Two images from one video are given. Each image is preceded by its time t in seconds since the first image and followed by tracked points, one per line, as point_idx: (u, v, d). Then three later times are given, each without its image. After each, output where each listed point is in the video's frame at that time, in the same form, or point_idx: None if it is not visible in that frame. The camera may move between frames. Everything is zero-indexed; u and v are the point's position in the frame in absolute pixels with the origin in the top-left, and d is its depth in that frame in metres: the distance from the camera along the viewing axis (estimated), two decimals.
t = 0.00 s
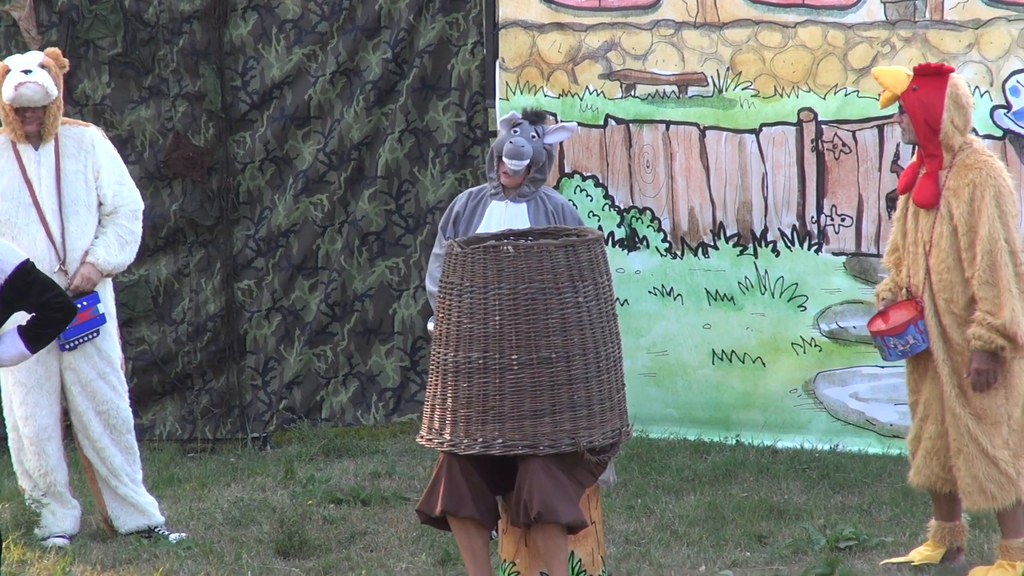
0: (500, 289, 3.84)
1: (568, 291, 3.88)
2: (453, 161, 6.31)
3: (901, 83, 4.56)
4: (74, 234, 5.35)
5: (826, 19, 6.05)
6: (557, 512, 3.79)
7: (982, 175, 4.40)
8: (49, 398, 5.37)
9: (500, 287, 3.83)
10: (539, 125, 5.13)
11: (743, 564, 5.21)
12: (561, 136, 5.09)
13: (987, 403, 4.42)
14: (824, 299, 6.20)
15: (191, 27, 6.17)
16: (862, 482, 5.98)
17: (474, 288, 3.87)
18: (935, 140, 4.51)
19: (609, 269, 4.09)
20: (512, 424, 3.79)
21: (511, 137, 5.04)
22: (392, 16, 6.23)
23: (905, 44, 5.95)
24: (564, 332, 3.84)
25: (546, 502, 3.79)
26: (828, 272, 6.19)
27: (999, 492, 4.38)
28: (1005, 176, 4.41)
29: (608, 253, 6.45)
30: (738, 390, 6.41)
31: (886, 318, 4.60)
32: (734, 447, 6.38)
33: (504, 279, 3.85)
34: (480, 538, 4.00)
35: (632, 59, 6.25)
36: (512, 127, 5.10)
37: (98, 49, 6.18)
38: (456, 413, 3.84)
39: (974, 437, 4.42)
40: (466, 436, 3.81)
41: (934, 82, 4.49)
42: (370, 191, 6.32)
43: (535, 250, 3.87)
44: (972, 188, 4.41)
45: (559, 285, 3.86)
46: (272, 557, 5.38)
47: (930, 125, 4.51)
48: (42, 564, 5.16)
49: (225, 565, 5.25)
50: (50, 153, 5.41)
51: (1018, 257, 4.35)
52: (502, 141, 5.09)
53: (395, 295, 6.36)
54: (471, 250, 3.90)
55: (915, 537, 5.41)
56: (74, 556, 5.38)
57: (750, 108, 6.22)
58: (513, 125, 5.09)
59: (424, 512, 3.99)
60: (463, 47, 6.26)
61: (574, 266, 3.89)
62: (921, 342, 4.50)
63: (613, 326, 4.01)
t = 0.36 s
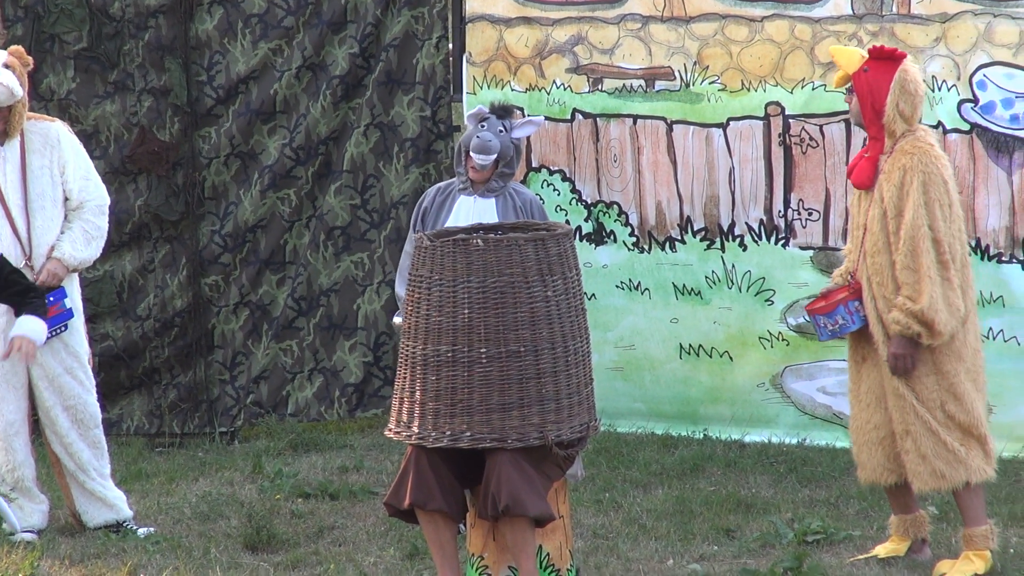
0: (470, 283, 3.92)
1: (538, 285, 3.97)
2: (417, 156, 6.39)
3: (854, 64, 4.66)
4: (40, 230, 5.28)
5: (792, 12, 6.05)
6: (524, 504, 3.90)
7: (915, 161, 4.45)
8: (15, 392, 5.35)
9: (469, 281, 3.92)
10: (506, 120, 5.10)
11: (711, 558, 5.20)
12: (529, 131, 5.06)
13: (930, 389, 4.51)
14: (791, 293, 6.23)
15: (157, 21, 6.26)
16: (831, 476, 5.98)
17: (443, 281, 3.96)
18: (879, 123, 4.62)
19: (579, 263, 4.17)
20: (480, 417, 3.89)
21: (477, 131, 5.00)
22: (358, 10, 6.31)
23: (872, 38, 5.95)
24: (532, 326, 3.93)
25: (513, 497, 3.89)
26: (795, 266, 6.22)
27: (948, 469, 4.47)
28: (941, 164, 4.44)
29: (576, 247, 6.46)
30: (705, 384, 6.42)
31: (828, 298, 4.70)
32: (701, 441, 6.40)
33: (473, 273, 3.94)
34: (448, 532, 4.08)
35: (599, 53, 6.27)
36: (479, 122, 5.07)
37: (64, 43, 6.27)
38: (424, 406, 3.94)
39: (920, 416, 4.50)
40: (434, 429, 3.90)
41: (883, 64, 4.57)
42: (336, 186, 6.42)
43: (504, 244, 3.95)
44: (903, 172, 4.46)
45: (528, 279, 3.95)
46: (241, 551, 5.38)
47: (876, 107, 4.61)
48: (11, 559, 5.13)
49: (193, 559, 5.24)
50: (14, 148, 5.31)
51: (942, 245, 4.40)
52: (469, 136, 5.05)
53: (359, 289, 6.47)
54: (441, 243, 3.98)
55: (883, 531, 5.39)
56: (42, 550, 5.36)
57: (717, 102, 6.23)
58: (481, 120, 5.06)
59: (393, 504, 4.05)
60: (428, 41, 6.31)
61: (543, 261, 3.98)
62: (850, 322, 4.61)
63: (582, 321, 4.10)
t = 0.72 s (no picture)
0: (456, 277, 3.93)
1: (524, 279, 3.97)
2: (398, 151, 6.51)
3: (838, 57, 4.63)
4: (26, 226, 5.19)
5: (778, 7, 6.05)
6: (511, 500, 3.90)
7: (892, 149, 4.51)
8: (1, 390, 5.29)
9: (455, 275, 3.93)
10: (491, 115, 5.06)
11: (698, 553, 5.14)
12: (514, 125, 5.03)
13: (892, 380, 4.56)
14: (778, 288, 6.25)
15: (141, 17, 6.36)
16: (817, 470, 5.98)
17: (430, 276, 3.97)
18: (863, 114, 4.63)
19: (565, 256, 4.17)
20: (466, 412, 3.90)
21: (463, 129, 4.96)
22: (342, 6, 6.42)
23: (858, 32, 5.95)
24: (519, 320, 3.94)
25: (500, 490, 3.90)
26: (781, 261, 6.23)
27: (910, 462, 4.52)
28: (919, 153, 4.49)
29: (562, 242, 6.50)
30: (691, 378, 6.45)
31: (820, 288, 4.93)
32: (688, 436, 6.42)
33: (460, 267, 3.94)
34: (434, 527, 4.08)
35: (585, 47, 6.34)
36: (464, 118, 5.02)
37: (48, 39, 6.33)
38: (411, 400, 3.95)
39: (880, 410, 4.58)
40: (421, 424, 3.92)
41: (869, 56, 4.58)
42: (320, 180, 6.54)
43: (491, 238, 3.96)
44: (880, 159, 4.53)
45: (514, 273, 3.96)
46: (227, 548, 5.34)
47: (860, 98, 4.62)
48: None
49: (179, 556, 5.21)
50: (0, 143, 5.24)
51: (911, 233, 4.47)
52: (455, 134, 5.00)
53: (341, 285, 6.58)
54: (428, 238, 3.99)
55: (870, 525, 5.35)
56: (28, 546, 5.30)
57: (703, 97, 6.25)
58: (465, 116, 5.00)
59: (379, 499, 4.07)
60: (412, 35, 6.42)
61: (530, 255, 3.98)
62: (838, 312, 4.87)
63: (569, 315, 4.11)
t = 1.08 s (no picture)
0: (446, 277, 3.92)
1: (515, 279, 3.96)
2: (387, 148, 6.47)
3: (855, 72, 4.58)
4: (24, 222, 5.23)
5: (770, 4, 6.05)
6: (503, 498, 3.91)
7: (911, 162, 4.45)
8: None
9: (446, 275, 3.92)
10: (476, 113, 5.07)
11: (689, 551, 5.13)
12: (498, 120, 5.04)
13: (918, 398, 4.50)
14: (769, 285, 6.25)
15: (130, 14, 6.38)
16: (808, 468, 5.96)
17: (420, 275, 3.96)
18: (883, 126, 4.58)
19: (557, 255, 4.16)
20: (457, 412, 3.90)
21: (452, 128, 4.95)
22: (332, 3, 6.42)
23: (849, 29, 5.94)
24: (509, 320, 3.93)
25: (493, 490, 3.89)
26: (773, 259, 6.24)
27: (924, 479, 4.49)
28: (941, 164, 4.42)
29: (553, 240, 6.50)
30: (683, 376, 6.45)
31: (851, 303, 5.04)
32: (679, 433, 6.42)
33: (450, 267, 3.93)
34: (426, 527, 4.08)
35: (576, 45, 6.35)
36: (450, 117, 5.01)
37: (37, 36, 6.33)
38: (401, 400, 3.95)
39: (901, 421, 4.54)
40: (412, 423, 3.92)
41: (887, 67, 4.52)
42: (311, 177, 6.54)
43: (481, 237, 3.95)
44: (900, 173, 4.48)
45: (505, 272, 3.94)
46: (218, 546, 5.33)
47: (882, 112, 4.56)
48: None
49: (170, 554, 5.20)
50: None
51: (934, 246, 4.39)
52: (443, 134, 4.99)
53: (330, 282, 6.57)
54: (418, 238, 3.98)
55: (861, 524, 5.33)
56: (18, 545, 5.28)
57: (694, 94, 6.25)
58: (452, 116, 5.00)
59: (370, 499, 4.07)
60: (402, 32, 6.37)
61: (521, 254, 3.97)
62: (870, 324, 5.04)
63: (560, 314, 4.10)
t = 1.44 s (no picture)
0: (440, 276, 3.93)
1: (509, 277, 3.96)
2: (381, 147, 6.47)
3: (881, 79, 4.59)
4: (27, 218, 5.27)
5: (764, 4, 6.06)
6: (498, 499, 3.96)
7: (945, 166, 4.42)
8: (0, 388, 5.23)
9: (439, 274, 3.93)
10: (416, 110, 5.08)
11: (683, 550, 5.13)
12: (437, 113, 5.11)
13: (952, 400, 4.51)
14: (763, 285, 6.26)
15: (126, 14, 6.41)
16: (802, 468, 5.96)
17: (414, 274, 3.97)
18: (915, 131, 4.57)
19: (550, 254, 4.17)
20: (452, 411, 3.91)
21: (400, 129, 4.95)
22: (327, 3, 6.41)
23: (843, 29, 5.96)
24: (503, 319, 3.93)
25: (486, 491, 3.95)
26: (768, 259, 6.24)
27: (942, 481, 4.53)
28: (974, 167, 4.39)
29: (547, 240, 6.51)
30: (677, 375, 6.46)
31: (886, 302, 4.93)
32: (673, 433, 6.43)
33: (443, 265, 3.94)
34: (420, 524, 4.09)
35: (570, 45, 6.38)
36: (395, 119, 5.00)
37: (32, 36, 6.42)
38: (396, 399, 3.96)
39: (928, 424, 4.58)
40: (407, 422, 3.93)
41: (913, 73, 4.54)
42: (306, 177, 6.55)
43: (474, 236, 3.95)
44: (934, 178, 4.44)
45: (499, 272, 3.95)
46: (212, 545, 5.32)
47: (913, 117, 4.57)
48: None
49: (165, 553, 5.20)
50: None
51: (978, 249, 4.35)
52: (395, 138, 4.93)
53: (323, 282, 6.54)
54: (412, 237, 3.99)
55: (855, 523, 5.30)
56: (13, 544, 5.28)
57: (689, 94, 6.26)
58: (398, 117, 5.00)
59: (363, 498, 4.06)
60: (397, 32, 6.38)
61: (514, 253, 3.98)
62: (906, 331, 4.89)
63: (554, 313, 4.11)
